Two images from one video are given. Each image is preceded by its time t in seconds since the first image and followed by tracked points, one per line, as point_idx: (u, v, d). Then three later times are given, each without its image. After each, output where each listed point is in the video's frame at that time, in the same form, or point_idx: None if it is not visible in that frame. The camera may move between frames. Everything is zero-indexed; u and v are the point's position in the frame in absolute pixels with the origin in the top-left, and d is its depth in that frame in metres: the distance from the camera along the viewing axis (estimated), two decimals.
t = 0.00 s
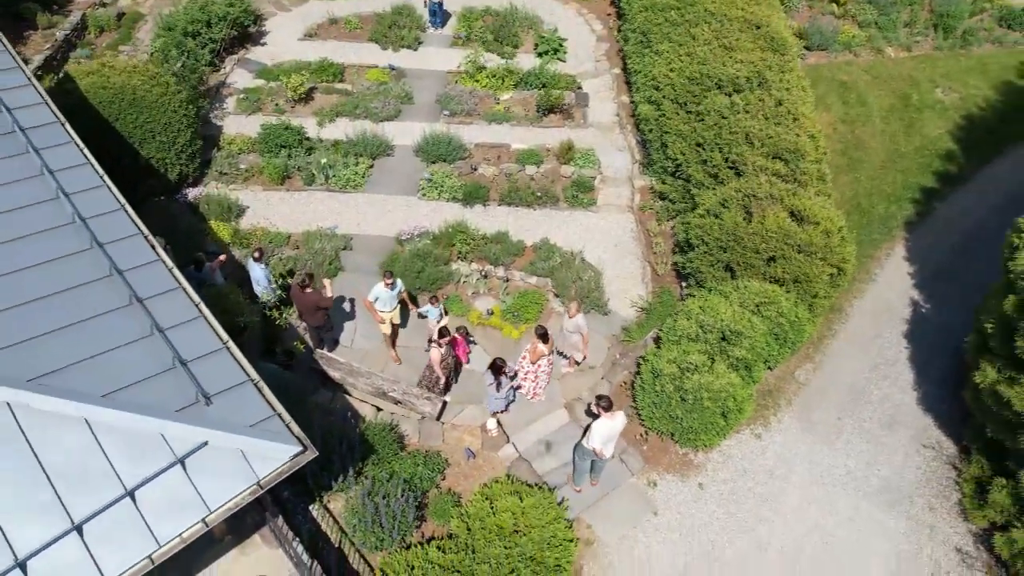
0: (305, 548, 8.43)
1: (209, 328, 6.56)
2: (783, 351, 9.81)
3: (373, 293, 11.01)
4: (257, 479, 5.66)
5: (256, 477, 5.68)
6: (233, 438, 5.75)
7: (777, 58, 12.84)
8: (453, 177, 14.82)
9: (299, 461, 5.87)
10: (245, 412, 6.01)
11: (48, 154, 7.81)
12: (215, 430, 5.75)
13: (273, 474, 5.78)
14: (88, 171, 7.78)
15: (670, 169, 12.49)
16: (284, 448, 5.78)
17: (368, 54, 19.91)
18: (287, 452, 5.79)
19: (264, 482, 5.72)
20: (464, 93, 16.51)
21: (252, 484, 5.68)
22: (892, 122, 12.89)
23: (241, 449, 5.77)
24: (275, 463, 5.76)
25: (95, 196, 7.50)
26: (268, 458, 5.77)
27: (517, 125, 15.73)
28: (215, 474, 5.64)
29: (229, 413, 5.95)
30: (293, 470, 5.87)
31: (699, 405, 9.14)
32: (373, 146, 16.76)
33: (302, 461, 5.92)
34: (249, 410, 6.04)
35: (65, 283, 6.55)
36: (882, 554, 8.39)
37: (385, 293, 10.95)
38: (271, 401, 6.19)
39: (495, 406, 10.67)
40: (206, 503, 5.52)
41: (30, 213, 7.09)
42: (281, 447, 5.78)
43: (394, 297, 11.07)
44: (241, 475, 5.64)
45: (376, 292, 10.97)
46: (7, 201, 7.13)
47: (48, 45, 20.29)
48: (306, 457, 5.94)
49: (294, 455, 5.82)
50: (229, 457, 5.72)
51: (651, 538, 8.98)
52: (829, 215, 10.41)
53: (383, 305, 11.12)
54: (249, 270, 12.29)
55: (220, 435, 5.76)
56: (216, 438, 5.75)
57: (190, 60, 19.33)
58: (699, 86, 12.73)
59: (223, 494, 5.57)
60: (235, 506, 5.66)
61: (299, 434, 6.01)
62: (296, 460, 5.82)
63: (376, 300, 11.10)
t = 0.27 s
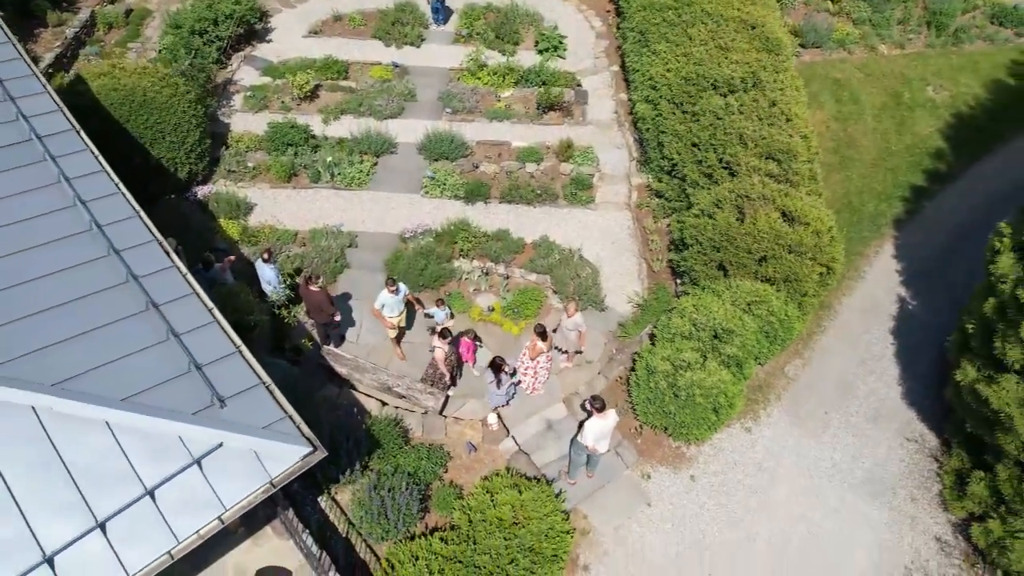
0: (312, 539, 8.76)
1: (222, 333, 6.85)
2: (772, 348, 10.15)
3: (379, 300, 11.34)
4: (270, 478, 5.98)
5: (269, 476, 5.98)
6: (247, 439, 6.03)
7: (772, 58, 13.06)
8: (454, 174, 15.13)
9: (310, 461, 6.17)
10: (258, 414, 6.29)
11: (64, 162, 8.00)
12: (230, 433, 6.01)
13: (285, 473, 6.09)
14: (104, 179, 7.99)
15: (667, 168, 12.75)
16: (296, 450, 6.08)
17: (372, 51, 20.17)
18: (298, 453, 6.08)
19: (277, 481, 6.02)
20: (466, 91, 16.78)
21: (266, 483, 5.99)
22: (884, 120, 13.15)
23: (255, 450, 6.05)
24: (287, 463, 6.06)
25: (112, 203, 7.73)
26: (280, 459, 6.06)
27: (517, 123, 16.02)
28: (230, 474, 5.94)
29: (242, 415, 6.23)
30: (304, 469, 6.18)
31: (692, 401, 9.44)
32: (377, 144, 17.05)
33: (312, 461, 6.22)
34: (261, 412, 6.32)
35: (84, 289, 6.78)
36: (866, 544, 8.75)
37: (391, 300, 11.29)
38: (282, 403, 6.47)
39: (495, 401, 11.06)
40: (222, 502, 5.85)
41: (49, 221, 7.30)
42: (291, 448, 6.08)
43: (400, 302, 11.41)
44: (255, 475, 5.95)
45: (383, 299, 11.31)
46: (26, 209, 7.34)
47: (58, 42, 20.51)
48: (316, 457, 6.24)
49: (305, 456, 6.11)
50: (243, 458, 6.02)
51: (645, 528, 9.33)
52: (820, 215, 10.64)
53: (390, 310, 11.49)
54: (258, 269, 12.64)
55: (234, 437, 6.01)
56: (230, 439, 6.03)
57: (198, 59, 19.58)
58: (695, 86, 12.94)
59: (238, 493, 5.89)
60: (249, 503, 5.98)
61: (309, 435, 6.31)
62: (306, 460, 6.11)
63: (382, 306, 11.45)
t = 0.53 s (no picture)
0: (322, 530, 9.23)
1: (233, 334, 7.18)
2: (763, 343, 10.43)
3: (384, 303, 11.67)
4: (281, 475, 6.34)
5: (280, 473, 6.35)
6: (259, 438, 6.38)
7: (766, 58, 13.32)
8: (456, 171, 15.43)
9: (319, 458, 6.52)
10: (270, 413, 6.63)
11: (79, 167, 8.32)
12: (243, 432, 6.37)
13: (296, 469, 6.44)
14: (117, 184, 8.31)
15: (663, 166, 12.98)
16: (305, 448, 6.43)
17: (375, 47, 20.41)
18: (307, 450, 6.44)
19: (288, 477, 6.39)
20: (467, 87, 17.04)
21: (277, 479, 6.36)
22: (876, 117, 13.37)
23: (266, 448, 6.41)
24: (297, 461, 6.42)
25: (126, 208, 8.05)
26: (290, 456, 6.42)
27: (518, 119, 16.30)
28: (243, 471, 6.31)
29: (254, 415, 6.57)
30: (314, 466, 6.53)
31: (684, 395, 9.74)
32: (381, 140, 17.29)
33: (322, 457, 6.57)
34: (272, 411, 6.66)
35: (102, 293, 7.11)
36: (850, 532, 9.12)
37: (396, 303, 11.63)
38: (291, 402, 6.81)
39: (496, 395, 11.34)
40: (236, 498, 6.24)
41: (67, 225, 7.64)
42: (301, 446, 6.42)
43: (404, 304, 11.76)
44: (267, 472, 6.31)
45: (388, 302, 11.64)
46: (44, 215, 7.67)
47: (68, 39, 20.77)
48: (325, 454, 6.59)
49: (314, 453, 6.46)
50: (255, 455, 6.38)
51: (638, 517, 9.67)
52: (810, 215, 10.91)
53: (395, 312, 11.83)
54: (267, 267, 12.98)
55: (246, 436, 6.37)
56: (243, 438, 6.38)
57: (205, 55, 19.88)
58: (691, 85, 13.16)
59: (251, 489, 6.27)
60: (262, 499, 6.35)
61: (318, 433, 6.65)
62: (315, 457, 6.47)
63: (388, 309, 11.79)
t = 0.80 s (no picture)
0: (329, 521, 9.58)
1: (244, 336, 7.56)
2: (754, 339, 10.74)
3: (391, 301, 12.08)
4: (291, 472, 6.74)
5: (291, 470, 6.75)
6: (271, 437, 6.78)
7: (761, 58, 13.56)
8: (457, 168, 15.73)
9: (327, 455, 6.91)
10: (281, 412, 7.02)
11: (93, 173, 8.69)
12: (255, 431, 6.76)
13: (306, 465, 6.84)
14: (130, 189, 8.67)
15: (659, 164, 13.23)
16: (314, 446, 6.83)
17: (378, 44, 20.66)
18: (316, 448, 6.84)
19: (298, 473, 6.79)
20: (468, 85, 17.30)
21: (287, 476, 6.76)
22: (868, 114, 13.55)
23: (278, 446, 6.81)
24: (306, 458, 6.82)
25: (139, 213, 8.42)
26: (300, 454, 6.81)
27: (518, 116, 16.61)
28: (256, 468, 6.71)
29: (265, 414, 6.96)
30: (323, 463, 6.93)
31: (677, 390, 10.07)
32: (384, 138, 17.47)
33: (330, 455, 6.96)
34: (283, 411, 7.05)
35: (119, 297, 7.50)
36: (835, 521, 9.46)
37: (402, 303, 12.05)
38: (301, 402, 7.19)
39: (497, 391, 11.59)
40: (249, 493, 6.64)
41: (84, 231, 8.02)
42: (311, 444, 6.82)
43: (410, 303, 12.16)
44: (278, 468, 6.71)
45: (394, 301, 12.06)
46: (62, 220, 8.05)
47: (77, 37, 20.99)
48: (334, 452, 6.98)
49: (322, 451, 6.85)
50: (267, 453, 6.77)
51: (633, 507, 10.03)
52: (801, 214, 11.19)
53: (401, 310, 12.23)
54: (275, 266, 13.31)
55: (258, 436, 6.76)
56: (256, 437, 6.78)
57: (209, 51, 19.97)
58: (686, 85, 13.40)
59: (263, 485, 6.67)
60: (274, 494, 6.75)
61: (326, 432, 7.04)
62: (324, 455, 6.85)
63: (394, 307, 12.19)
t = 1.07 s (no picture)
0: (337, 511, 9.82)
1: (254, 338, 7.94)
2: (745, 335, 11.07)
3: (398, 299, 12.47)
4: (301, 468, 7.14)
5: (300, 466, 7.15)
6: (281, 435, 7.18)
7: (755, 57, 13.80)
8: (459, 165, 16.03)
9: (334, 452, 7.31)
10: (290, 411, 7.41)
11: (108, 177, 9.03)
12: (266, 430, 7.16)
13: (314, 462, 7.24)
14: (143, 193, 9.02)
15: (655, 162, 13.49)
16: (322, 444, 7.22)
17: (381, 41, 20.92)
18: (323, 446, 7.23)
19: (307, 469, 7.19)
20: (470, 82, 17.57)
21: (297, 472, 7.16)
22: (860, 113, 14.35)
23: (288, 443, 7.20)
24: (314, 455, 7.22)
25: (152, 217, 8.78)
26: (309, 451, 7.21)
27: (518, 113, 16.93)
28: (267, 465, 7.11)
29: (275, 413, 7.35)
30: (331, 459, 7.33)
31: (669, 386, 10.39)
32: (386, 136, 17.61)
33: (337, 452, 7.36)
34: (292, 410, 7.44)
35: (135, 301, 7.89)
36: (821, 510, 9.90)
37: (409, 300, 12.45)
38: (308, 401, 7.58)
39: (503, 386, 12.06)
40: (261, 489, 7.04)
41: (99, 235, 8.39)
42: (319, 442, 7.22)
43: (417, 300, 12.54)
44: (288, 465, 7.11)
45: (401, 298, 12.45)
46: (79, 225, 8.41)
47: (85, 34, 21.23)
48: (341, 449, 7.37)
49: (329, 449, 7.25)
50: (277, 451, 7.17)
51: (627, 496, 10.38)
52: (792, 213, 11.46)
53: (408, 307, 12.60)
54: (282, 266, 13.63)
55: (269, 434, 7.16)
56: (266, 436, 7.18)
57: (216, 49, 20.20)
58: (682, 84, 13.65)
59: (274, 481, 7.07)
60: (284, 489, 7.16)
61: (333, 429, 7.42)
62: (331, 451, 7.25)
63: (401, 304, 12.58)
